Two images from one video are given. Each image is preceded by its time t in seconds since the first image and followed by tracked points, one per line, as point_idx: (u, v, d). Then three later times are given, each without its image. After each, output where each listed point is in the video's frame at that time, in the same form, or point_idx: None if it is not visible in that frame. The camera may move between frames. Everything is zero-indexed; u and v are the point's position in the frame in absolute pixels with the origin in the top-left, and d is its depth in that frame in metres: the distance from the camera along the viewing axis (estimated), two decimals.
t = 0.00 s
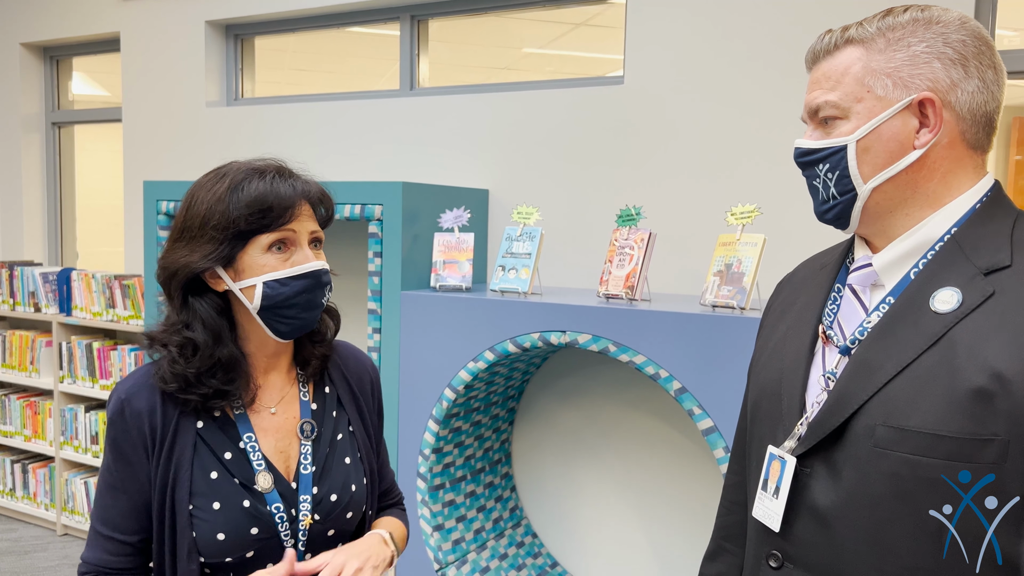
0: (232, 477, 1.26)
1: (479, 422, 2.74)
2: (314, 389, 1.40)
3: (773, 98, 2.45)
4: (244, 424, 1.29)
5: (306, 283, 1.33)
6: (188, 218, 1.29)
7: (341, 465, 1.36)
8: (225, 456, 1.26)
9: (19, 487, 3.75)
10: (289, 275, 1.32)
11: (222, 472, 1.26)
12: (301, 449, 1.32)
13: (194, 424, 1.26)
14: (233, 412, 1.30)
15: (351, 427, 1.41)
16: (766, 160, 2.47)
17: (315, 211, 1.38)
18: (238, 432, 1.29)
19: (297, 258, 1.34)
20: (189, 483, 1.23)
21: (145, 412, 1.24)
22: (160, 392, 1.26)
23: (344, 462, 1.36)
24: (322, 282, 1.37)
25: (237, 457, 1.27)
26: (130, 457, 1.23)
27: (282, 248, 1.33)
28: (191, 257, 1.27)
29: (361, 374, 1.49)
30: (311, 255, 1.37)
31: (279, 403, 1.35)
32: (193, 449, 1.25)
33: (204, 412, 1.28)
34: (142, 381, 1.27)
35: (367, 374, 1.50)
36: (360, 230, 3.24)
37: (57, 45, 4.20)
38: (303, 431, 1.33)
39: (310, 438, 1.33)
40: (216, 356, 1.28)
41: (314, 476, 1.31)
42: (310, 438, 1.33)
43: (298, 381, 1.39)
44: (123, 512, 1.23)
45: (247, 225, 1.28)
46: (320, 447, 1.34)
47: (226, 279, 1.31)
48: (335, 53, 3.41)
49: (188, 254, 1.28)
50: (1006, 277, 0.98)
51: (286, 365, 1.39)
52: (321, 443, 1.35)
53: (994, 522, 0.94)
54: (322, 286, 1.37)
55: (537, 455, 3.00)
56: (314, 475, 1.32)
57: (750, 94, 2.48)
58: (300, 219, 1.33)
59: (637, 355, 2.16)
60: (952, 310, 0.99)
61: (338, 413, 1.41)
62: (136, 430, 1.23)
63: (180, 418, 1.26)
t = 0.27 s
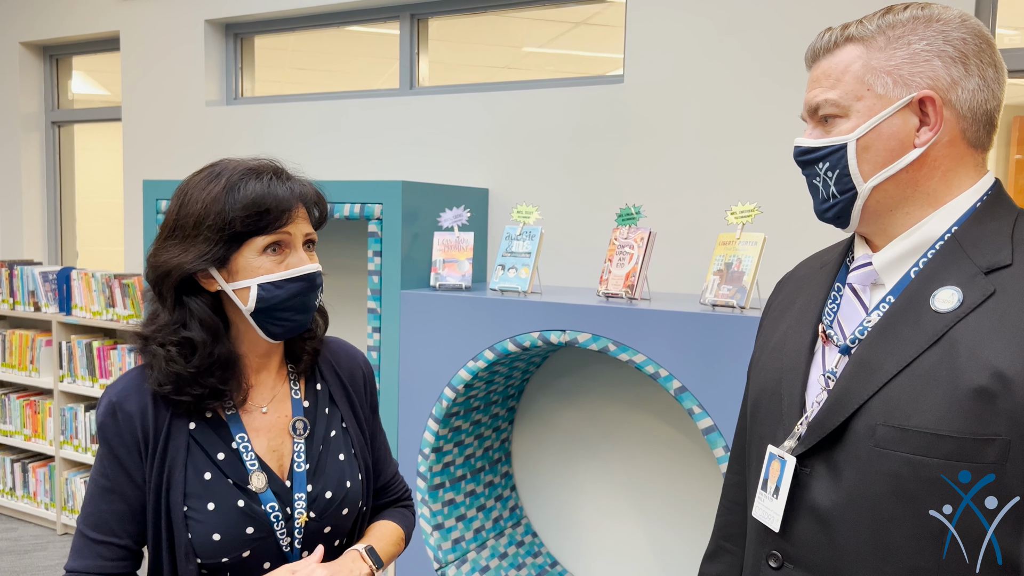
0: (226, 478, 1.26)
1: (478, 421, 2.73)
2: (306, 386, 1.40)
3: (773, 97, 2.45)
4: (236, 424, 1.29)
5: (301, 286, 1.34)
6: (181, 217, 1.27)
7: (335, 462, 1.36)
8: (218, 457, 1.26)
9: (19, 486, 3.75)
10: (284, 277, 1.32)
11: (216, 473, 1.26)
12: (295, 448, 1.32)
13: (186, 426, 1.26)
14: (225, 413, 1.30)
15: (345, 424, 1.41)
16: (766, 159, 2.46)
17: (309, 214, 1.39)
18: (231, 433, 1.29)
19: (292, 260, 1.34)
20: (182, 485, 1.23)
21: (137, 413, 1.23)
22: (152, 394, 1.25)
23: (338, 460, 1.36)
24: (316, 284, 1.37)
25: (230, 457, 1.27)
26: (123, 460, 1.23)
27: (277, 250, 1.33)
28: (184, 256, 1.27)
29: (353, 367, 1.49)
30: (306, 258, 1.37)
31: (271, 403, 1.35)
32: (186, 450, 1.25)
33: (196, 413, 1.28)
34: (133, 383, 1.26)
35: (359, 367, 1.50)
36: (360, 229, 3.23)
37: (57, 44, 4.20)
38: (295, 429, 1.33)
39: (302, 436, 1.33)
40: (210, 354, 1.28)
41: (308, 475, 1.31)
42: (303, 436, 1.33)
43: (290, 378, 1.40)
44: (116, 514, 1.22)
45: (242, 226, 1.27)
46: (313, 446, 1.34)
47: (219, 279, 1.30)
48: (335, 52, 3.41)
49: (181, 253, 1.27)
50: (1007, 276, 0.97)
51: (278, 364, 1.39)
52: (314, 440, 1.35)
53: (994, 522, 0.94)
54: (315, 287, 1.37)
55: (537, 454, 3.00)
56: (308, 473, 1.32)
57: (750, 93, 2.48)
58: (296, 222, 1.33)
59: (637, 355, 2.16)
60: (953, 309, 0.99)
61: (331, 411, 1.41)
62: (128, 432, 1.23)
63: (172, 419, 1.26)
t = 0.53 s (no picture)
0: (223, 478, 1.26)
1: (478, 420, 2.73)
2: (303, 386, 1.40)
3: (773, 96, 2.45)
4: (233, 425, 1.29)
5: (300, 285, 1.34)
6: (180, 217, 1.27)
7: (333, 461, 1.36)
8: (215, 457, 1.26)
9: (19, 486, 3.75)
10: (285, 276, 1.32)
11: (213, 473, 1.26)
12: (292, 448, 1.32)
13: (184, 426, 1.26)
14: (222, 414, 1.29)
15: (342, 424, 1.41)
16: (766, 158, 2.46)
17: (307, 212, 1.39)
18: (227, 433, 1.29)
19: (292, 259, 1.35)
20: (180, 485, 1.23)
21: (134, 414, 1.23)
22: (148, 395, 1.25)
23: (335, 459, 1.36)
24: (315, 283, 1.38)
25: (227, 457, 1.27)
26: (120, 460, 1.23)
27: (277, 249, 1.33)
28: (184, 256, 1.26)
29: (350, 367, 1.49)
30: (306, 256, 1.37)
31: (268, 403, 1.35)
32: (183, 451, 1.25)
33: (192, 414, 1.27)
34: (130, 383, 1.26)
35: (356, 367, 1.50)
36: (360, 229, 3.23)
37: (57, 43, 4.20)
38: (292, 429, 1.33)
39: (299, 436, 1.34)
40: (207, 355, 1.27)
41: (305, 474, 1.32)
42: (300, 436, 1.34)
43: (286, 378, 1.40)
44: (115, 515, 1.22)
45: (243, 225, 1.27)
46: (310, 446, 1.34)
47: (219, 279, 1.30)
48: (335, 51, 3.40)
49: (181, 253, 1.27)
50: (1007, 277, 0.97)
51: (274, 364, 1.39)
52: (311, 440, 1.35)
53: (994, 522, 0.94)
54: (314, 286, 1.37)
55: (537, 454, 3.00)
56: (305, 473, 1.32)
57: (750, 93, 2.48)
58: (296, 220, 1.34)
59: (637, 354, 2.16)
60: (953, 309, 0.99)
61: (328, 411, 1.41)
62: (125, 432, 1.23)
63: (169, 419, 1.25)
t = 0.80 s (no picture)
0: (220, 479, 1.26)
1: (478, 419, 2.73)
2: (300, 387, 1.41)
3: (772, 95, 2.45)
4: (230, 426, 1.29)
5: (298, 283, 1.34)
6: (178, 216, 1.27)
7: (330, 462, 1.36)
8: (212, 458, 1.26)
9: (19, 485, 3.75)
10: (283, 275, 1.32)
11: (210, 473, 1.26)
12: (289, 449, 1.32)
13: (181, 427, 1.26)
14: (219, 414, 1.30)
15: (339, 425, 1.41)
16: (766, 157, 2.47)
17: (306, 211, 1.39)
18: (225, 434, 1.29)
19: (290, 258, 1.35)
20: (177, 486, 1.23)
21: (131, 414, 1.23)
22: (146, 394, 1.25)
23: (332, 460, 1.37)
24: (313, 282, 1.38)
25: (224, 458, 1.27)
26: (117, 460, 1.23)
27: (276, 247, 1.33)
28: (183, 255, 1.26)
29: (348, 367, 1.49)
30: (304, 255, 1.37)
31: (265, 404, 1.35)
32: (180, 451, 1.25)
33: (190, 415, 1.28)
34: (127, 383, 1.26)
35: (354, 367, 1.51)
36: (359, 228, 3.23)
37: (57, 43, 4.20)
38: (290, 430, 1.33)
39: (296, 437, 1.34)
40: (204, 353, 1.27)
41: (302, 475, 1.32)
42: (297, 437, 1.34)
43: (284, 379, 1.40)
44: (113, 514, 1.22)
45: (242, 224, 1.27)
46: (308, 446, 1.35)
47: (218, 278, 1.30)
48: (334, 50, 3.40)
49: (179, 252, 1.27)
50: (1005, 276, 0.97)
51: (272, 365, 1.39)
52: (309, 441, 1.35)
53: (994, 522, 0.94)
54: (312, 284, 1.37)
55: (536, 453, 3.01)
56: (301, 474, 1.32)
57: (749, 92, 2.48)
58: (294, 219, 1.34)
59: (636, 353, 2.16)
60: (950, 308, 0.99)
61: (326, 411, 1.41)
62: (122, 433, 1.23)
63: (166, 420, 1.26)
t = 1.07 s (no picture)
0: (220, 479, 1.26)
1: (478, 418, 2.74)
2: (300, 386, 1.41)
3: (772, 95, 2.45)
4: (230, 426, 1.30)
5: (304, 283, 1.35)
6: (184, 214, 1.27)
7: (330, 462, 1.37)
8: (212, 457, 1.27)
9: (19, 484, 3.75)
10: (288, 275, 1.33)
11: (210, 473, 1.26)
12: (288, 448, 1.33)
13: (181, 427, 1.27)
14: (219, 414, 1.30)
15: (339, 424, 1.41)
16: (766, 157, 2.47)
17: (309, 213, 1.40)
18: (225, 434, 1.29)
19: (295, 258, 1.35)
20: (177, 486, 1.24)
21: (132, 414, 1.24)
22: (147, 394, 1.26)
23: (332, 460, 1.37)
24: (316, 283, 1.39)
25: (224, 458, 1.27)
26: (118, 460, 1.23)
27: (281, 248, 1.34)
28: (189, 252, 1.26)
29: (348, 367, 1.50)
30: (308, 256, 1.38)
31: (265, 403, 1.35)
32: (180, 451, 1.25)
33: (190, 415, 1.28)
34: (127, 384, 1.26)
35: (354, 367, 1.51)
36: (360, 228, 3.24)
37: (57, 42, 4.20)
38: (290, 429, 1.34)
39: (296, 437, 1.34)
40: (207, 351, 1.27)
41: (301, 475, 1.32)
42: (297, 436, 1.34)
43: (285, 378, 1.40)
44: (113, 514, 1.23)
45: (249, 223, 1.28)
46: (308, 446, 1.35)
47: (221, 276, 1.30)
48: (334, 50, 3.40)
49: (185, 250, 1.26)
50: (1003, 274, 0.98)
51: (272, 364, 1.40)
52: (308, 440, 1.36)
53: (994, 522, 0.94)
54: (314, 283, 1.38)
55: (537, 452, 3.01)
56: (301, 474, 1.33)
57: (749, 92, 2.48)
58: (300, 220, 1.35)
59: (636, 352, 2.16)
60: (948, 307, 0.99)
61: (325, 411, 1.41)
62: (122, 433, 1.24)
63: (167, 420, 1.26)
